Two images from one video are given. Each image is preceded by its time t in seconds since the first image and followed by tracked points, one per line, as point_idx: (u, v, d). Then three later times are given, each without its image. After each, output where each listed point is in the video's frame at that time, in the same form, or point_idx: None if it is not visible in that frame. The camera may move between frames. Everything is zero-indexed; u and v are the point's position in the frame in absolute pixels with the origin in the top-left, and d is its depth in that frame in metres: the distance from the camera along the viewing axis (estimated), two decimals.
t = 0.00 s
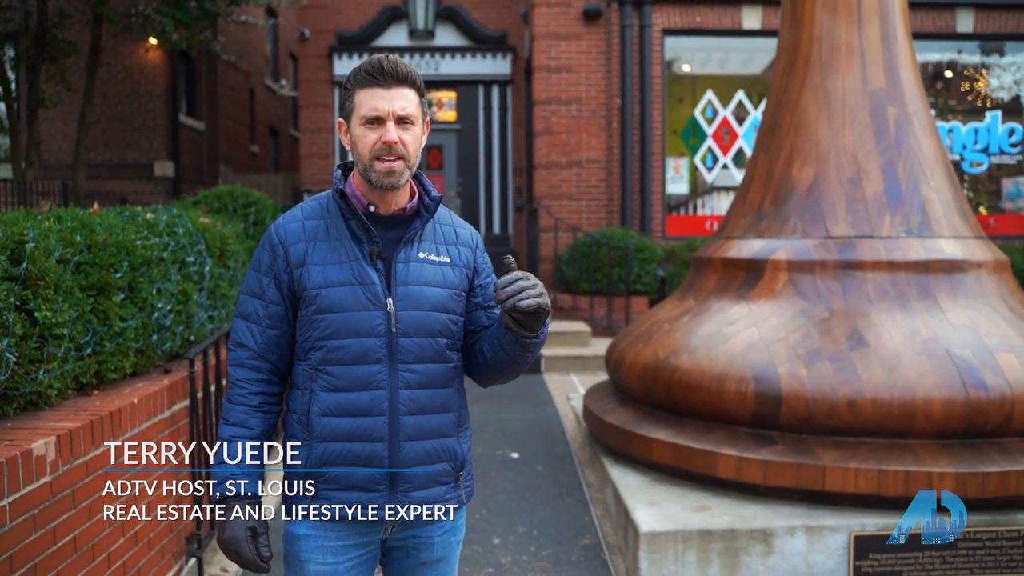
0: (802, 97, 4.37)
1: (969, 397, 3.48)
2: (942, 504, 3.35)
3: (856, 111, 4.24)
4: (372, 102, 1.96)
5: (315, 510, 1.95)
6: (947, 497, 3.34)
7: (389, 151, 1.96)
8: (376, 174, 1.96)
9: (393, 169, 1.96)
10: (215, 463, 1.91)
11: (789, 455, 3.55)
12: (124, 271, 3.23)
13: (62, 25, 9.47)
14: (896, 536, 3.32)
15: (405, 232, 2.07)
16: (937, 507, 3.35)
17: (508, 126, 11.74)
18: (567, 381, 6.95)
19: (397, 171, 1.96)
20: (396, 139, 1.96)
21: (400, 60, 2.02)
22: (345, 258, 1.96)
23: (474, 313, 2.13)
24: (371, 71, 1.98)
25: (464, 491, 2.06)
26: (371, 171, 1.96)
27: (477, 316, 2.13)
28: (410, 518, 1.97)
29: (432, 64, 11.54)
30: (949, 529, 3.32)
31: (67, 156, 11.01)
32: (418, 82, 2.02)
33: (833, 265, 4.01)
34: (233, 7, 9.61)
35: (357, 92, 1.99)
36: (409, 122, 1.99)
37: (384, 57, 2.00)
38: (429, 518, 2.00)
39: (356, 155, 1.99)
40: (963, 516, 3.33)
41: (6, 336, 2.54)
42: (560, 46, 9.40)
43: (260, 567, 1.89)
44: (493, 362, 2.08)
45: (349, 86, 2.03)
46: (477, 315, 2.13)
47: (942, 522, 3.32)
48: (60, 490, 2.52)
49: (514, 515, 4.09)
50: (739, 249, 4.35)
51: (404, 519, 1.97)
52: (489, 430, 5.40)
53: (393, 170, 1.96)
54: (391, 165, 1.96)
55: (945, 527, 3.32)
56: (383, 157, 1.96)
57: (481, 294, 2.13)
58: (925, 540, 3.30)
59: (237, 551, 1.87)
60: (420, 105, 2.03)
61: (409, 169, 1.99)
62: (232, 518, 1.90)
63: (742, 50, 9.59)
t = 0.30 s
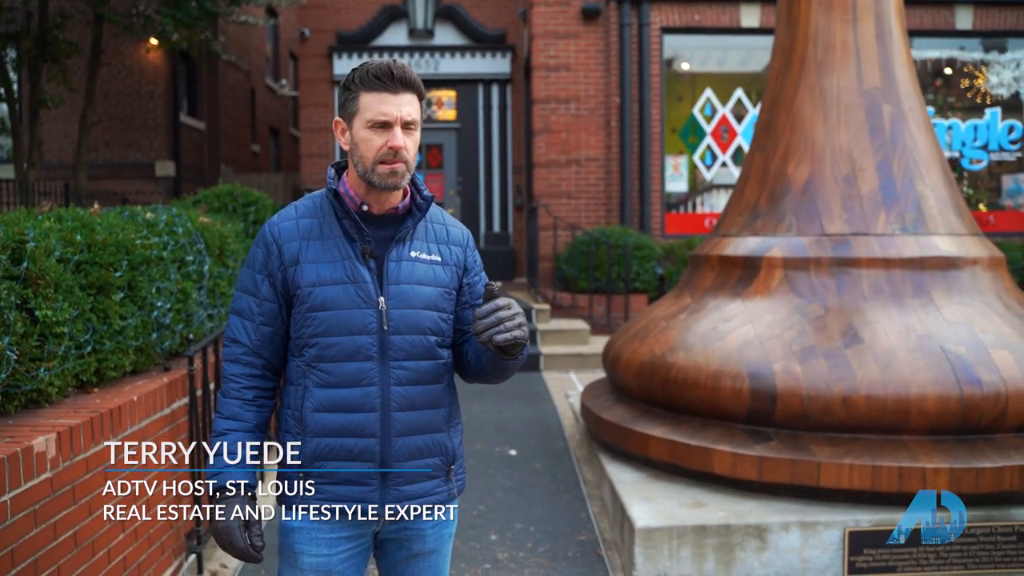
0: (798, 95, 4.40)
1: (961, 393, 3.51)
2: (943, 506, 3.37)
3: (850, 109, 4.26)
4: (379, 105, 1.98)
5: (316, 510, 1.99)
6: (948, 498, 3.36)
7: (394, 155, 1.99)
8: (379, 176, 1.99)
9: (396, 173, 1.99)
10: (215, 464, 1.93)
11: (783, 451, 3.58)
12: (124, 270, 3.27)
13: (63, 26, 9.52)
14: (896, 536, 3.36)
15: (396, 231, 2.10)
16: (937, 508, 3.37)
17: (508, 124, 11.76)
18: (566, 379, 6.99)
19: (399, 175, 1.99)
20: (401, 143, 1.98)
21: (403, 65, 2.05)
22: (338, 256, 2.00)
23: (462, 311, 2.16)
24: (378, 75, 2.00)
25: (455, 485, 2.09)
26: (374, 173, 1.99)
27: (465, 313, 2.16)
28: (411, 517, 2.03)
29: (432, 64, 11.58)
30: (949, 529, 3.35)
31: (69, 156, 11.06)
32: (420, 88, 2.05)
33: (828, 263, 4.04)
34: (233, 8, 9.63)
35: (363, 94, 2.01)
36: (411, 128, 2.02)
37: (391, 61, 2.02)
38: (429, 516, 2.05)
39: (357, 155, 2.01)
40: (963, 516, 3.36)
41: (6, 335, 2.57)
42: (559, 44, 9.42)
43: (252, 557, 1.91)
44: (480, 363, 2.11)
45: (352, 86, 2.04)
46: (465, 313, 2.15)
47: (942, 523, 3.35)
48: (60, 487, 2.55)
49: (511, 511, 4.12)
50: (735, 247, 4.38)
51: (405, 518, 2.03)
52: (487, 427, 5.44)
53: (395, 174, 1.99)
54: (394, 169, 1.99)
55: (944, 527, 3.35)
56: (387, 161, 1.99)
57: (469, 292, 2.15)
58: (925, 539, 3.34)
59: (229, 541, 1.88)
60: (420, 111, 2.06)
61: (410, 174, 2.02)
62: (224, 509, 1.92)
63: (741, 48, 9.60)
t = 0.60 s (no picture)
0: (791, 100, 4.41)
1: (953, 397, 3.51)
2: (942, 504, 3.38)
3: (843, 113, 4.27)
4: (396, 120, 2.03)
5: (315, 510, 2.01)
6: (947, 498, 3.36)
7: (400, 169, 2.07)
8: (385, 189, 2.05)
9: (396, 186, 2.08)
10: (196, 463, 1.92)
11: (776, 456, 3.58)
12: (116, 275, 3.29)
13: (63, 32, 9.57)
14: (895, 536, 3.36)
15: (366, 236, 2.14)
16: (936, 508, 3.37)
17: (506, 129, 11.79)
18: (562, 383, 7.01)
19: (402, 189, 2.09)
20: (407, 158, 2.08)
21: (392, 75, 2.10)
22: (314, 264, 2.01)
23: (441, 309, 2.34)
24: (391, 88, 2.03)
25: (432, 481, 2.17)
26: (381, 186, 2.05)
27: (446, 310, 2.34)
28: (411, 517, 2.12)
29: (430, 68, 11.61)
30: (949, 529, 3.35)
31: (68, 161, 11.10)
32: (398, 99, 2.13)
33: (820, 267, 4.05)
34: (232, 13, 9.68)
35: (374, 104, 2.02)
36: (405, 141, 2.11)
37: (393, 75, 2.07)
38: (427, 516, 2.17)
39: (365, 165, 2.03)
40: (963, 516, 3.36)
41: None
42: (556, 49, 9.45)
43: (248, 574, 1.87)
44: (472, 352, 2.28)
45: (357, 94, 2.02)
46: (447, 308, 2.33)
47: (942, 522, 3.36)
48: (49, 490, 2.56)
49: (504, 515, 4.14)
50: (728, 251, 4.39)
51: (403, 517, 2.11)
52: (482, 431, 5.46)
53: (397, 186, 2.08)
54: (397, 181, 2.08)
55: (945, 527, 3.35)
56: (393, 173, 2.06)
57: (446, 288, 2.33)
58: (925, 540, 3.34)
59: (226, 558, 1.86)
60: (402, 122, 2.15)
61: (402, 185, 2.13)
62: (217, 528, 1.90)
63: (738, 53, 9.62)
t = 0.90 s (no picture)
0: (788, 103, 4.41)
1: (949, 400, 3.51)
2: (942, 504, 3.37)
3: (840, 116, 4.28)
4: (335, 116, 2.01)
5: (317, 510, 2.02)
6: (948, 497, 3.36)
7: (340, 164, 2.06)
8: (328, 186, 2.05)
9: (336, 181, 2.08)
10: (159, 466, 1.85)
11: (772, 458, 3.58)
12: (113, 278, 3.32)
13: (66, 36, 9.62)
14: (896, 536, 3.33)
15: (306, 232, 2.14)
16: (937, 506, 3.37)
17: (509, 132, 11.81)
18: (563, 386, 7.02)
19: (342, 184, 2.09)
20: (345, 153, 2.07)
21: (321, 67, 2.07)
22: (267, 269, 1.98)
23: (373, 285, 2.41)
24: (326, 83, 2.01)
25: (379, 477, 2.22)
26: (324, 183, 2.04)
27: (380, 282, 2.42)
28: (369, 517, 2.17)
29: (433, 72, 11.61)
30: (949, 529, 3.35)
31: (71, 165, 11.16)
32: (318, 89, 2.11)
33: (817, 270, 4.05)
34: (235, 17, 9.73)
35: (313, 102, 1.98)
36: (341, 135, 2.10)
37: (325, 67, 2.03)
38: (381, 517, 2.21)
39: (311, 165, 2.01)
40: (963, 517, 3.36)
41: None
42: (558, 52, 9.46)
43: None
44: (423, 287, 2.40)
45: (295, 91, 1.98)
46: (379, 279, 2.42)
47: (942, 522, 3.36)
48: (44, 491, 2.57)
49: (502, 518, 4.14)
50: (726, 254, 4.40)
51: (359, 521, 2.14)
52: (481, 434, 5.47)
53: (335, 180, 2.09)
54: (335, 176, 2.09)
55: (945, 527, 3.35)
56: (334, 169, 2.06)
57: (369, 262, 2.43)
58: (925, 540, 3.32)
59: None
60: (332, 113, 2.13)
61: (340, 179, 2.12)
62: (194, 553, 1.81)
63: (740, 55, 9.62)
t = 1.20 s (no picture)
0: (800, 104, 4.40)
1: (959, 403, 3.49)
2: (943, 506, 3.35)
3: (851, 118, 4.26)
4: (298, 117, 2.01)
5: (317, 510, 2.11)
6: (947, 496, 3.34)
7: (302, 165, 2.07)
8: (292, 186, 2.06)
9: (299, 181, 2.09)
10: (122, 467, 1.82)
11: (781, 460, 3.58)
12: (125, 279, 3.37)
13: (85, 38, 9.74)
14: (896, 536, 3.32)
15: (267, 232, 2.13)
16: (936, 506, 3.35)
17: (523, 132, 11.82)
18: (575, 387, 7.03)
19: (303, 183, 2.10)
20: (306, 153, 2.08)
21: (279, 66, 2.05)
22: (236, 272, 1.96)
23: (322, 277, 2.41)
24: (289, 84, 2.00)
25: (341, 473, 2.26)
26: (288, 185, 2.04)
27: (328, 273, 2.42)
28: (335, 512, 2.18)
29: (448, 73, 11.67)
30: (949, 528, 3.33)
31: (89, 165, 11.28)
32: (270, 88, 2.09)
33: (827, 271, 4.04)
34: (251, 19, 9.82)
35: (278, 104, 1.97)
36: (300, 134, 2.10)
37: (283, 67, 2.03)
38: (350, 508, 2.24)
39: (279, 168, 2.00)
40: (963, 517, 3.33)
41: (8, 341, 2.64)
42: (572, 53, 9.47)
43: None
44: (373, 270, 2.42)
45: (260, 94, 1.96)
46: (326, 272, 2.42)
47: (942, 521, 3.35)
48: (57, 487, 2.61)
49: (511, 518, 4.16)
50: (737, 255, 4.38)
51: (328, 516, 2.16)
52: (492, 434, 5.49)
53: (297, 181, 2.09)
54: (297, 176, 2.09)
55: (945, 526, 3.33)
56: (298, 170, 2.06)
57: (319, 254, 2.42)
58: (925, 539, 3.29)
59: None
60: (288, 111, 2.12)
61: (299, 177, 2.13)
62: (162, 567, 1.79)
63: (755, 56, 9.59)
